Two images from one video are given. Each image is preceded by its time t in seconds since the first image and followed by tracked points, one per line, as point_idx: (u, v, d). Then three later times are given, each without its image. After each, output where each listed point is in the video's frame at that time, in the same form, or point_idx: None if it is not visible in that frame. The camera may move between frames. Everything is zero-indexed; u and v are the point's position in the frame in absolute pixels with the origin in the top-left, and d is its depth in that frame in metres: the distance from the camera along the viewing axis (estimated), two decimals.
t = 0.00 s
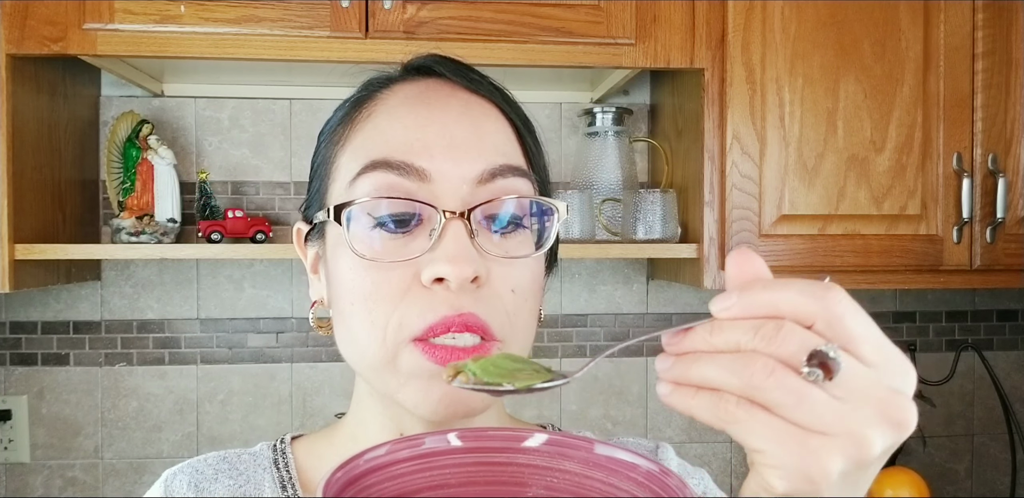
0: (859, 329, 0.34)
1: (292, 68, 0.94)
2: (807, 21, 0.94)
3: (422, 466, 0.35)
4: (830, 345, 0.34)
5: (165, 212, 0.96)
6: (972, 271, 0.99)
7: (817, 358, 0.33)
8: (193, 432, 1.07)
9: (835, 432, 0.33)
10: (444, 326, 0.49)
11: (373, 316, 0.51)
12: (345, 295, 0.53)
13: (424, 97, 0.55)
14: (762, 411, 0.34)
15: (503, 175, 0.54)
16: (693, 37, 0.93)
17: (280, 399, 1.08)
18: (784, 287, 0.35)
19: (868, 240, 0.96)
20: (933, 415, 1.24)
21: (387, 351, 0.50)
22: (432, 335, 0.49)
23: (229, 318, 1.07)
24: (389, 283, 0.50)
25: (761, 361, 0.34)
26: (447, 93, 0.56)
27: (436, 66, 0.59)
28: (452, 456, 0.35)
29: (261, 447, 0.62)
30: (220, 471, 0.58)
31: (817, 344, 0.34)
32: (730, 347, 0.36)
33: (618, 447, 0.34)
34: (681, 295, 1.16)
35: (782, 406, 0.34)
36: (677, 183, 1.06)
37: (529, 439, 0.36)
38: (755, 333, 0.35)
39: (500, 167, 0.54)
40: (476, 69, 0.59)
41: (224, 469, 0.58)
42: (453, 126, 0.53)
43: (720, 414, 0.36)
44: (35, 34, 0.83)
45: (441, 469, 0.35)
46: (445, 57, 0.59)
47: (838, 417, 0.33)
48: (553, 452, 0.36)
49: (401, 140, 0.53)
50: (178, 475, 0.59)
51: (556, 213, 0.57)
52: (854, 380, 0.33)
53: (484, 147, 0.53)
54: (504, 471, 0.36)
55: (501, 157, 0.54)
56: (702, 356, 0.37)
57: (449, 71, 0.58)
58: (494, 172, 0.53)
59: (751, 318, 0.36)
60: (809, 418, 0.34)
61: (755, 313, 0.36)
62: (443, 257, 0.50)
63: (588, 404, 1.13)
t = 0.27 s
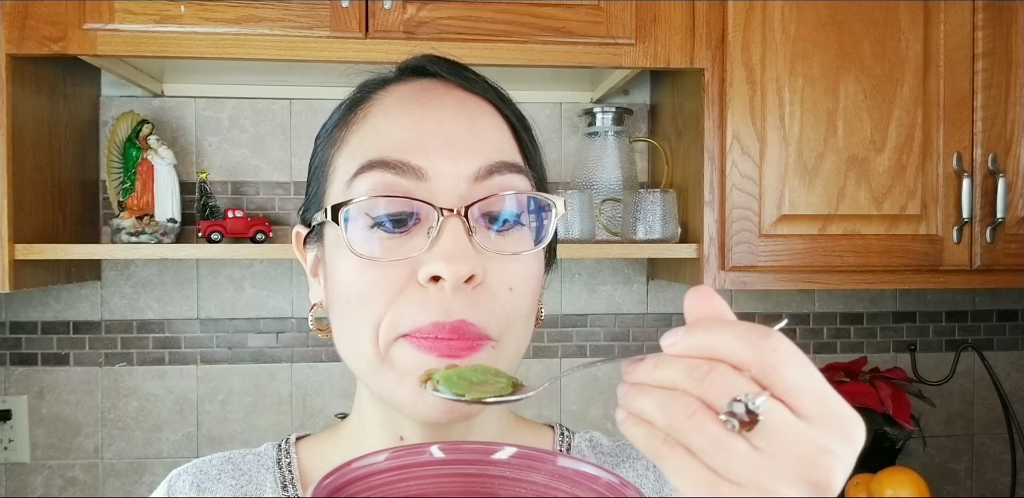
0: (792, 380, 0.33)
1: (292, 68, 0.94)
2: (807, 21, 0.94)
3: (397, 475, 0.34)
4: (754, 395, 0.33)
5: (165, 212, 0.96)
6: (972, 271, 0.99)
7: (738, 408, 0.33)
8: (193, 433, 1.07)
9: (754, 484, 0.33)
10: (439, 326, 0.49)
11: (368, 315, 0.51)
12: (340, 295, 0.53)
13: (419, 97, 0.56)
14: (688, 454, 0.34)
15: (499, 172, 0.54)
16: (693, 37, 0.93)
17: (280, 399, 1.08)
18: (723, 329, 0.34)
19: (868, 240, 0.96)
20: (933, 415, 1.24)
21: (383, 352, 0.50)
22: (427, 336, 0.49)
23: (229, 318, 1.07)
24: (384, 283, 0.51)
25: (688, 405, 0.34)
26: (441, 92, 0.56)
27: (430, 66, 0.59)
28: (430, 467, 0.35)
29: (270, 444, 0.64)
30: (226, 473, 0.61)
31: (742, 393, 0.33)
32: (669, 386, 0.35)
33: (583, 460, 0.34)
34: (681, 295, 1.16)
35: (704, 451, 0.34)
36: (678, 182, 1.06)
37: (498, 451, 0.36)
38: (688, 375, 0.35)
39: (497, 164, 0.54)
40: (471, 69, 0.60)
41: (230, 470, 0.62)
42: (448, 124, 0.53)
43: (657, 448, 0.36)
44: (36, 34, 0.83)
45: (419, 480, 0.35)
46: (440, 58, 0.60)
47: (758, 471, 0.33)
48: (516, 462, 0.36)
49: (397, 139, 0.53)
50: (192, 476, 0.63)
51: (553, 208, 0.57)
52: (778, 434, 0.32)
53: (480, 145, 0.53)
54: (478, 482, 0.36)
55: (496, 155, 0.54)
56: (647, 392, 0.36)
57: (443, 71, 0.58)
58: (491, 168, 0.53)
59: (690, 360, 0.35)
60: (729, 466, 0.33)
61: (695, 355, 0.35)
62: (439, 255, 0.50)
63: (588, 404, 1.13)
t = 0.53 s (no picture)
0: (668, 423, 0.33)
1: (292, 69, 0.94)
2: (806, 21, 0.94)
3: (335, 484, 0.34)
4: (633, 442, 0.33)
5: (165, 212, 0.96)
6: (972, 271, 0.99)
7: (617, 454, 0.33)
8: (193, 433, 1.07)
9: None
10: (389, 327, 0.50)
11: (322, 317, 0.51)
12: (293, 299, 0.53)
13: (376, 86, 0.56)
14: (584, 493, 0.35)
15: (459, 166, 0.55)
16: (694, 37, 0.93)
17: (280, 399, 1.08)
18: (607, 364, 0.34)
19: (868, 240, 0.96)
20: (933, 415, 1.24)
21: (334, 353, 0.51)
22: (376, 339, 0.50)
23: (229, 318, 1.07)
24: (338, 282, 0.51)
25: (573, 449, 0.35)
26: (401, 82, 0.56)
27: (393, 56, 0.59)
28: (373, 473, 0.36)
29: (219, 450, 0.64)
30: (174, 482, 0.61)
31: (622, 438, 0.33)
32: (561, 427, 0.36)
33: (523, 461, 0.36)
34: (681, 295, 1.16)
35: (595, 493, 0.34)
36: (678, 182, 1.06)
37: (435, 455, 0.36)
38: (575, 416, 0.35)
39: (456, 159, 0.54)
40: (435, 60, 0.59)
41: (177, 480, 0.62)
42: (404, 116, 0.54)
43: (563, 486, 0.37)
44: (35, 34, 0.83)
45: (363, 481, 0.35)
46: (401, 48, 0.60)
47: None
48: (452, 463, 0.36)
49: (350, 130, 0.54)
50: (139, 485, 0.63)
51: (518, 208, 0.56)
52: (655, 480, 0.33)
53: (437, 137, 0.54)
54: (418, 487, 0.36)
55: (457, 149, 0.55)
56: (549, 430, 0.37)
57: (404, 60, 0.58)
58: (450, 163, 0.54)
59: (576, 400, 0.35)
60: None
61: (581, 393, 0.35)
62: (392, 253, 0.50)
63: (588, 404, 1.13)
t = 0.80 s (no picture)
0: (617, 386, 0.34)
1: (292, 69, 0.94)
2: (806, 21, 0.94)
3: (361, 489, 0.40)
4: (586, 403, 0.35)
5: (165, 212, 0.96)
6: (972, 271, 0.99)
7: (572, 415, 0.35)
8: (193, 433, 1.07)
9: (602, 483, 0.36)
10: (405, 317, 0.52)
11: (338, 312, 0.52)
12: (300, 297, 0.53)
13: (385, 83, 0.56)
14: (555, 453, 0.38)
15: (471, 157, 0.55)
16: (693, 37, 0.93)
17: (280, 399, 1.08)
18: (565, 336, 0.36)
19: (868, 240, 0.96)
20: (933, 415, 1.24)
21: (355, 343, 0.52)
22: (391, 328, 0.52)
23: (229, 318, 1.07)
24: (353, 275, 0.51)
25: (540, 410, 0.38)
26: (410, 78, 0.56)
27: (400, 53, 0.59)
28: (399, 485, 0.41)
29: (229, 452, 0.64)
30: (183, 484, 0.61)
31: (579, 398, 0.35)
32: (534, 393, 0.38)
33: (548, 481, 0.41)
34: (681, 295, 1.16)
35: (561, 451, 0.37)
36: (678, 182, 1.06)
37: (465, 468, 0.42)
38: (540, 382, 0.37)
39: (467, 150, 0.54)
40: (443, 59, 0.60)
41: (186, 482, 0.61)
42: (416, 110, 0.54)
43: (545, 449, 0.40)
44: (35, 34, 0.83)
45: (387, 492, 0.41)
46: (407, 47, 0.60)
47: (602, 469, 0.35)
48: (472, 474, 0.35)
49: (360, 124, 0.53)
50: (149, 487, 0.63)
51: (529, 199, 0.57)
52: (612, 434, 0.34)
53: (448, 131, 0.54)
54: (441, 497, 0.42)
55: (468, 141, 0.55)
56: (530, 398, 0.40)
57: (412, 58, 0.58)
58: (462, 154, 0.54)
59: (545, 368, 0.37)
60: (581, 462, 0.36)
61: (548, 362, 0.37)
62: (406, 243, 0.51)
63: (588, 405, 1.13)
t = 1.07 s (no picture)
0: (565, 299, 0.32)
1: (293, 68, 0.94)
2: (806, 21, 0.94)
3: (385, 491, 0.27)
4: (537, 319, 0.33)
5: (165, 212, 0.96)
6: (972, 271, 0.99)
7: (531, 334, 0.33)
8: (193, 433, 1.07)
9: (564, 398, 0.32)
10: (441, 302, 0.49)
11: (367, 306, 0.49)
12: (329, 293, 0.51)
13: (405, 80, 0.55)
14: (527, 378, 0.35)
15: (494, 151, 0.53)
16: (693, 37, 0.93)
17: (280, 399, 1.08)
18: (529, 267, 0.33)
19: (868, 240, 0.96)
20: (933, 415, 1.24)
21: (385, 336, 0.49)
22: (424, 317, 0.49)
23: (229, 318, 1.07)
24: (383, 264, 0.49)
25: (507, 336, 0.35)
26: (429, 76, 0.55)
27: (418, 54, 0.58)
28: None
29: (244, 450, 0.62)
30: (197, 482, 0.59)
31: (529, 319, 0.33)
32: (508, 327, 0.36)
33: None
34: (680, 295, 1.16)
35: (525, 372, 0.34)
36: (677, 182, 1.06)
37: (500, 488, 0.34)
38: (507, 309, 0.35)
39: (488, 144, 0.53)
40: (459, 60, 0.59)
41: (200, 479, 0.59)
42: (438, 105, 0.52)
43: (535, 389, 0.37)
44: (35, 34, 0.83)
45: None
46: (423, 48, 0.59)
47: (562, 380, 0.32)
48: (512, 478, 0.29)
49: (385, 119, 0.52)
50: (163, 483, 0.60)
51: (551, 192, 0.56)
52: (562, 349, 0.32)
53: (471, 125, 0.53)
54: None
55: (488, 134, 0.53)
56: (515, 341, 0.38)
57: (430, 58, 0.57)
58: (485, 147, 0.52)
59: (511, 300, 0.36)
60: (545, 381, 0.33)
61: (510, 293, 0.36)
62: (439, 229, 0.49)
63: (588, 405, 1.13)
